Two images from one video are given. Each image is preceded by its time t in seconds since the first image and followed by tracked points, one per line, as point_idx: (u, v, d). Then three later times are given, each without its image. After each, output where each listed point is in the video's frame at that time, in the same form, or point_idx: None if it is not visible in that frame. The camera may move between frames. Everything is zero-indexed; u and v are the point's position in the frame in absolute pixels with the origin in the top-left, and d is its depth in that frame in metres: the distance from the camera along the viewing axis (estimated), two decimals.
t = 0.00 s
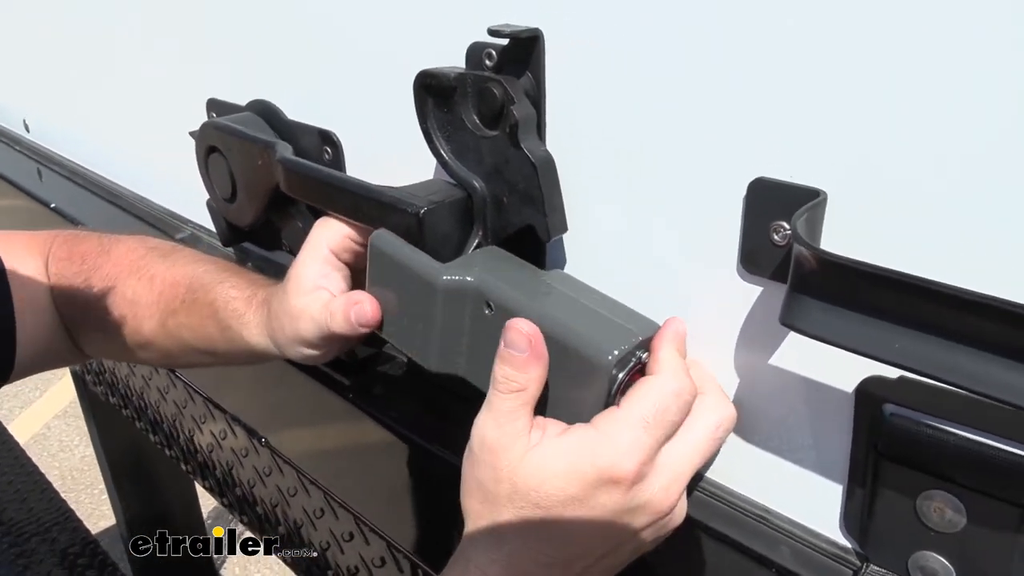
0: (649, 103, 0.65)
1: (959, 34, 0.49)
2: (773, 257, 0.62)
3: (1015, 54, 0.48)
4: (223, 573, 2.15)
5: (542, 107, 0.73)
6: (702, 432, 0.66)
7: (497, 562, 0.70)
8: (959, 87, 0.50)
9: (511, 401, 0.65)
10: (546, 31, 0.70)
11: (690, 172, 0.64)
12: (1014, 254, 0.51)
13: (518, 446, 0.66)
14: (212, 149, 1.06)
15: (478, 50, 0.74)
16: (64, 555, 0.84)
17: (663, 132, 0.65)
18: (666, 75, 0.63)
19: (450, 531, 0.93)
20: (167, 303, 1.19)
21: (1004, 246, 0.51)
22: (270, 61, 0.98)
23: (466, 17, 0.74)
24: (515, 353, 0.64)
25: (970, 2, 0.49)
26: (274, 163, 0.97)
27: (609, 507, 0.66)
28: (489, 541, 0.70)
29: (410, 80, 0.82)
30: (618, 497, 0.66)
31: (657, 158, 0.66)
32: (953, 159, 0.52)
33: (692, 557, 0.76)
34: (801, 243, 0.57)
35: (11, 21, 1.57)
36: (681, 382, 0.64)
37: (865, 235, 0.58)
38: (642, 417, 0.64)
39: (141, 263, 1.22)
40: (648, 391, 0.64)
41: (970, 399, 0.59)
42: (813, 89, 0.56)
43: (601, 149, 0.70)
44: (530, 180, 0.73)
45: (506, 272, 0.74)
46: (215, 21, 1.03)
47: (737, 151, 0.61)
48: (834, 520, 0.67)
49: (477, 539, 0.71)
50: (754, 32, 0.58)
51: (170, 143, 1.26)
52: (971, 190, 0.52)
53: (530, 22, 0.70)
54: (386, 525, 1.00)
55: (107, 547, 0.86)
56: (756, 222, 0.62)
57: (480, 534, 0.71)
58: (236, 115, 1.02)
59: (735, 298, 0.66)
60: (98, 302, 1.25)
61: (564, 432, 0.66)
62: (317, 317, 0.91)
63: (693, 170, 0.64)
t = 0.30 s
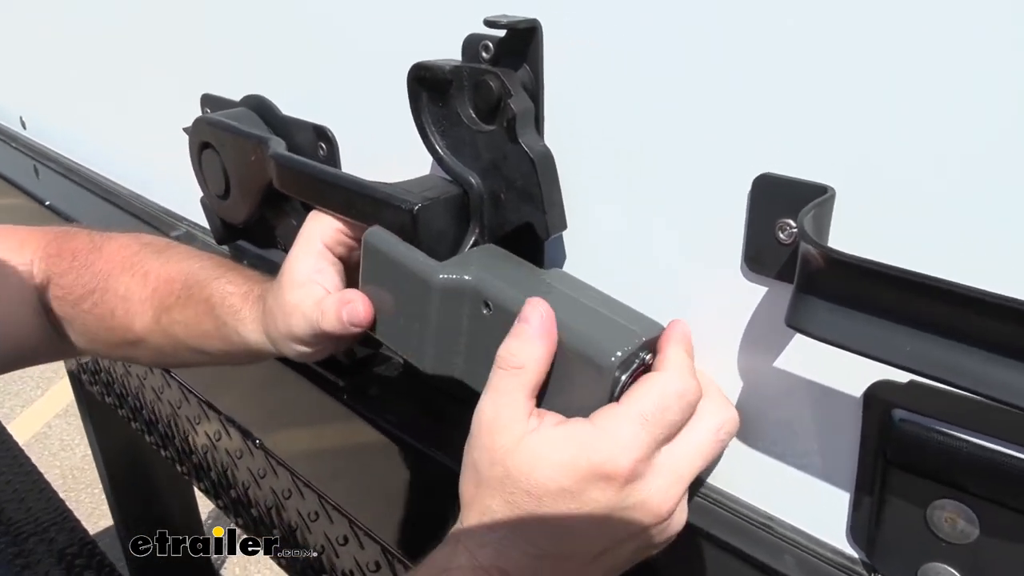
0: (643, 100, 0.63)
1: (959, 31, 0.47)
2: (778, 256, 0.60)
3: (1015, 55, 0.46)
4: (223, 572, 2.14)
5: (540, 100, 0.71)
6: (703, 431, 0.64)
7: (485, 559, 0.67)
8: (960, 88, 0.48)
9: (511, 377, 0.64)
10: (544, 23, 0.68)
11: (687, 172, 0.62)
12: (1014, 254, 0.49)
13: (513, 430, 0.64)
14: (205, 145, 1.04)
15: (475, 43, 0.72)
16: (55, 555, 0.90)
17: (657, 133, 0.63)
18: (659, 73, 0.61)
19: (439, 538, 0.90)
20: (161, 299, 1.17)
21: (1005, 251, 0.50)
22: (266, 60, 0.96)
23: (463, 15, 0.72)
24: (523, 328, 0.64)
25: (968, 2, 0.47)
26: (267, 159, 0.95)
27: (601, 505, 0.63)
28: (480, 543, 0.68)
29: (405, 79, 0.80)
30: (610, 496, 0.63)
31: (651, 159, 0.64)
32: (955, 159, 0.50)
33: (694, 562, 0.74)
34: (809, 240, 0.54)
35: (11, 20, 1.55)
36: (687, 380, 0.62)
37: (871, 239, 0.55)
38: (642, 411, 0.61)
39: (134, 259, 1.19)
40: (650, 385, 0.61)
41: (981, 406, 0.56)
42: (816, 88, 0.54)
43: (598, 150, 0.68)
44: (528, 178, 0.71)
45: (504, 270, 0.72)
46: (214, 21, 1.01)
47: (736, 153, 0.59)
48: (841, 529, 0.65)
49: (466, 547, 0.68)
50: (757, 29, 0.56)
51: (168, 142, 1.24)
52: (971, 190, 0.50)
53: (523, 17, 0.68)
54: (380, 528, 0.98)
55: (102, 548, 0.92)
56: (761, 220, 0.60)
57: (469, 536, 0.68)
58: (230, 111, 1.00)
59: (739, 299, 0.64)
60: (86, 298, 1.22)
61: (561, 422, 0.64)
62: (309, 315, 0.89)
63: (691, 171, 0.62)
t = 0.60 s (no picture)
0: (638, 99, 0.62)
1: (961, 29, 0.46)
2: (789, 264, 0.58)
3: (1015, 55, 0.45)
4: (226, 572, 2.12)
5: (543, 102, 0.69)
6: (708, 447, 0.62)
7: (472, 556, 0.66)
8: (958, 85, 0.47)
9: (509, 383, 0.63)
10: (546, 22, 0.66)
11: (686, 174, 0.61)
12: (1014, 255, 0.48)
13: (508, 432, 0.63)
14: (202, 145, 1.02)
15: (475, 42, 0.70)
16: (64, 554, 1.06)
17: (649, 130, 0.62)
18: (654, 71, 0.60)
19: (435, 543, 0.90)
20: (156, 299, 1.15)
21: (1006, 256, 0.48)
22: (264, 60, 0.94)
23: (460, 14, 0.71)
24: (524, 333, 0.62)
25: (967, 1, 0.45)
26: (264, 160, 0.93)
27: (594, 517, 0.62)
28: (472, 551, 0.66)
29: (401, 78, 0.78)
30: (603, 509, 0.61)
31: (646, 158, 0.63)
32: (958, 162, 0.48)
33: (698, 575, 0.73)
34: (820, 249, 0.52)
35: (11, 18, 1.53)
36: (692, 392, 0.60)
37: (871, 237, 0.54)
38: (641, 423, 0.59)
39: (130, 258, 1.18)
40: (653, 395, 0.59)
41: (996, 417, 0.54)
42: (818, 88, 0.52)
43: (594, 150, 0.66)
44: (530, 181, 0.69)
45: (506, 275, 0.70)
46: (209, 18, 1.00)
47: (735, 155, 0.58)
48: (851, 544, 0.63)
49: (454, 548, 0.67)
50: (759, 29, 0.54)
51: (167, 142, 1.22)
52: (970, 190, 0.48)
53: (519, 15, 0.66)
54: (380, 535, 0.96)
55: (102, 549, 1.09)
56: (770, 227, 0.58)
57: (463, 544, 0.67)
58: (228, 111, 0.99)
59: (747, 308, 0.62)
60: (79, 297, 1.20)
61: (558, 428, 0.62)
62: (306, 319, 0.87)
63: (688, 173, 0.61)
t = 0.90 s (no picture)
0: (636, 99, 0.61)
1: (962, 28, 0.45)
2: (795, 264, 0.57)
3: (1017, 54, 0.44)
4: (227, 570, 2.12)
5: (544, 99, 0.67)
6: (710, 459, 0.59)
7: (463, 547, 0.66)
8: (959, 86, 0.46)
9: (506, 380, 0.62)
10: (547, 18, 0.65)
11: (684, 173, 0.60)
12: (1013, 255, 0.47)
13: (502, 428, 0.62)
14: (200, 143, 1.01)
15: (475, 38, 0.69)
16: (64, 553, 1.06)
17: (645, 130, 0.61)
18: (652, 70, 0.59)
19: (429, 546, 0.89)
20: (153, 298, 1.14)
21: (1008, 260, 0.47)
22: (262, 59, 0.93)
23: (457, 11, 0.70)
24: (526, 330, 0.61)
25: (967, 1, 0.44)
26: (261, 158, 0.92)
27: (582, 519, 0.60)
28: (466, 548, 0.66)
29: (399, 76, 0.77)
30: (595, 514, 0.60)
31: (643, 158, 0.62)
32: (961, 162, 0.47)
33: None
34: (829, 250, 0.51)
35: (11, 12, 1.51)
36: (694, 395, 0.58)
37: (872, 237, 0.53)
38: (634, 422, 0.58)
39: (127, 258, 1.17)
40: (651, 395, 0.58)
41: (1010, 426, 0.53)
42: (818, 87, 0.51)
43: (591, 150, 0.65)
44: (531, 180, 0.68)
45: (509, 276, 0.69)
46: (210, 17, 0.98)
47: (736, 156, 0.57)
48: (857, 553, 0.62)
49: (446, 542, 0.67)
50: (760, 27, 0.53)
51: (166, 141, 1.21)
52: (969, 191, 0.47)
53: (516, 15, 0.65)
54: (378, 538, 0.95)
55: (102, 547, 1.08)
56: (776, 226, 0.57)
57: (455, 535, 0.66)
58: (225, 108, 0.97)
59: (752, 309, 0.60)
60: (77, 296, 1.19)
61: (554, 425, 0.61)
62: (305, 324, 0.86)
63: (688, 173, 0.60)
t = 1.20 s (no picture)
0: (635, 97, 0.60)
1: (964, 25, 0.44)
2: (802, 268, 0.56)
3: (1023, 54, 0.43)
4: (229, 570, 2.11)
5: (546, 98, 0.66)
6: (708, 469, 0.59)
7: (453, 546, 0.65)
8: (957, 82, 0.45)
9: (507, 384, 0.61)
10: (550, 16, 0.64)
11: (688, 174, 0.59)
12: (1016, 256, 0.46)
13: (499, 430, 0.61)
14: (200, 142, 1.00)
15: (477, 36, 0.68)
16: (65, 551, 1.05)
17: (644, 129, 0.60)
18: (651, 70, 0.58)
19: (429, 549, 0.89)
20: (153, 299, 1.14)
21: (1008, 261, 0.46)
22: (263, 56, 0.92)
23: (456, 10, 0.69)
24: (532, 336, 0.60)
25: None
26: (261, 157, 0.91)
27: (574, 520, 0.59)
28: (456, 547, 0.65)
29: (400, 74, 0.76)
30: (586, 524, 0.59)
31: (642, 157, 0.61)
32: (962, 160, 0.46)
33: None
34: (836, 253, 0.50)
35: (12, 9, 1.50)
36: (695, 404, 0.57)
37: (875, 238, 0.52)
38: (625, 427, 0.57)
39: (127, 259, 1.16)
40: (653, 401, 0.57)
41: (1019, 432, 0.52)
42: (818, 88, 0.51)
43: (590, 150, 0.65)
44: (533, 181, 0.67)
45: (512, 278, 0.68)
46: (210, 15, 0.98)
47: (738, 156, 0.56)
48: (861, 559, 0.61)
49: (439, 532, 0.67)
50: (762, 25, 0.52)
51: (167, 139, 1.20)
52: (969, 192, 0.47)
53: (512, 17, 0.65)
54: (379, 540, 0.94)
55: (103, 545, 1.08)
56: (782, 228, 0.56)
57: (446, 534, 0.65)
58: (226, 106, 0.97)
59: (757, 313, 0.59)
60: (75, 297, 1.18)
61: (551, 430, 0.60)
62: (306, 326, 0.86)
63: (691, 173, 0.59)
